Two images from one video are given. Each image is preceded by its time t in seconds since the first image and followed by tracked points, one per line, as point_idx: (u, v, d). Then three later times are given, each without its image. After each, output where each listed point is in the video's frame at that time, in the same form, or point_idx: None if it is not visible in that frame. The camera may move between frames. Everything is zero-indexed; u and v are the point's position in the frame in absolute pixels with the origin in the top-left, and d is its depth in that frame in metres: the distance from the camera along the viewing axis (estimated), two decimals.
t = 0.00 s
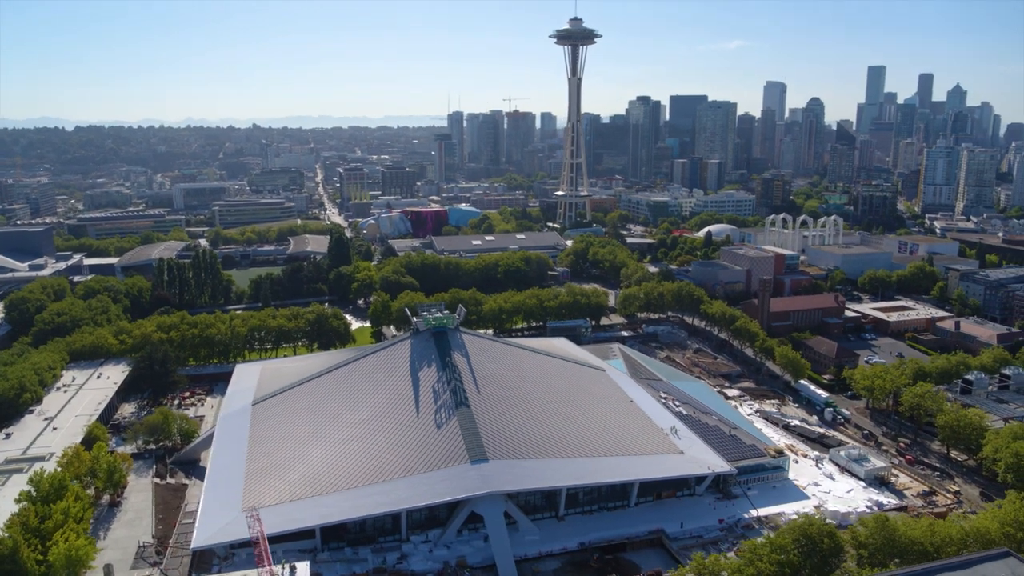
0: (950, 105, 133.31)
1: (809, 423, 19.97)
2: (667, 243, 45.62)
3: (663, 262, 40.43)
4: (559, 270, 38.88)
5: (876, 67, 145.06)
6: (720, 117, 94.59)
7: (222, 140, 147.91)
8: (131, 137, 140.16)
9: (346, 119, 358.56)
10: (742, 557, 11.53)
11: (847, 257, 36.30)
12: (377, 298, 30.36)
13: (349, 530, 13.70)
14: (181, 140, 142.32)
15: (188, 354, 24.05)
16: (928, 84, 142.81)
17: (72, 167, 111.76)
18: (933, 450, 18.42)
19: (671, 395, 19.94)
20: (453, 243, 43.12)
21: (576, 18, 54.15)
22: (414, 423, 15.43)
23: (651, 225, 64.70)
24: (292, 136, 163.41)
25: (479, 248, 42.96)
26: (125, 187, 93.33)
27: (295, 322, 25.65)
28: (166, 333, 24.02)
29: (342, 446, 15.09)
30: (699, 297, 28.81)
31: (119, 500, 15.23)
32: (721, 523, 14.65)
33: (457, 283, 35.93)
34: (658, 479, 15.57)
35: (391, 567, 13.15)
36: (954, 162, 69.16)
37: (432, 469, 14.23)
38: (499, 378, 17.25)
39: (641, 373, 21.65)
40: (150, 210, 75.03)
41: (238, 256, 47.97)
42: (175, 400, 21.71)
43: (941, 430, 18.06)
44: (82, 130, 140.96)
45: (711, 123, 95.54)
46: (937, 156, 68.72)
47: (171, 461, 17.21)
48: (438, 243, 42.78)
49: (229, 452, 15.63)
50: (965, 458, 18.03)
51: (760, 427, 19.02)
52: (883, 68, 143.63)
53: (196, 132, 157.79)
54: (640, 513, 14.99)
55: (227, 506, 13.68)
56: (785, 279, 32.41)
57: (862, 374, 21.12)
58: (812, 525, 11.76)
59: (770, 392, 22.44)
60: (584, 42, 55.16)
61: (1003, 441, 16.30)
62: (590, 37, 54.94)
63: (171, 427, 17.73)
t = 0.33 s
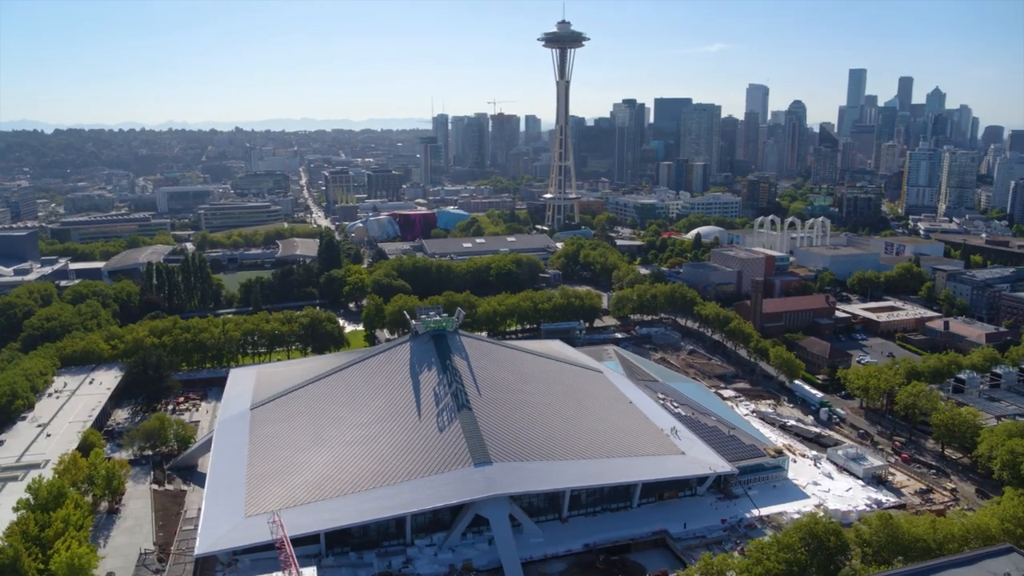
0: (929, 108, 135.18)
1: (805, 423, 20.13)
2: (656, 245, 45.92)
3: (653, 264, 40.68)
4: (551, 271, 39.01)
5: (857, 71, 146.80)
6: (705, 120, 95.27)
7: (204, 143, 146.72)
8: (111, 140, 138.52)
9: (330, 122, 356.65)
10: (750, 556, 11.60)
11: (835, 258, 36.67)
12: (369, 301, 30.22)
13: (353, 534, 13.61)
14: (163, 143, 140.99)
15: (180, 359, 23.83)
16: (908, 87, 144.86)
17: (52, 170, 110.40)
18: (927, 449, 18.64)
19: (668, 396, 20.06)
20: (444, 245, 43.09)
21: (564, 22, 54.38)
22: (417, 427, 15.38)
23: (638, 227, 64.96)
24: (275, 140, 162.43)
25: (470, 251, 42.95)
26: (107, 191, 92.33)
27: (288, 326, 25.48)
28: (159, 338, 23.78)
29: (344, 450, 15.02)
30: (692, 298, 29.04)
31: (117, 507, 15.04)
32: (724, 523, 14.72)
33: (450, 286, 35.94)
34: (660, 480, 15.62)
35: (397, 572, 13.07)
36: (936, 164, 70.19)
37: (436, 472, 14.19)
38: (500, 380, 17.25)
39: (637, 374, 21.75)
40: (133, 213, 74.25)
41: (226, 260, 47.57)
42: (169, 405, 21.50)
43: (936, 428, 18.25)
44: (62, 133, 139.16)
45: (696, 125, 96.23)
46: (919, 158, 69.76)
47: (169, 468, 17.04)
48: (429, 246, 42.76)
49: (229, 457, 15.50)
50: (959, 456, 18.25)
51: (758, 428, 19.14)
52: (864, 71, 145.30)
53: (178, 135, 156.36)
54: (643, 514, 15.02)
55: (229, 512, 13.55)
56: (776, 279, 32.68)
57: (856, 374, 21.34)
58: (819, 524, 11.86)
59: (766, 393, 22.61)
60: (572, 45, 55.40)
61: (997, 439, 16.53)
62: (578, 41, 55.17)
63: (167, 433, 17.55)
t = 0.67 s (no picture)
0: (910, 111, 136.90)
1: (800, 423, 20.29)
2: (646, 247, 46.17)
3: (643, 267, 40.90)
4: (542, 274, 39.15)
5: (839, 74, 148.66)
6: (690, 123, 95.91)
7: (187, 147, 145.47)
8: (92, 143, 137.00)
9: (313, 124, 354.76)
10: (757, 556, 11.68)
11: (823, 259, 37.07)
12: (362, 304, 30.12)
13: (356, 539, 13.53)
14: (144, 147, 139.64)
15: (173, 364, 23.61)
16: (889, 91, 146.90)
17: (32, 174, 109.01)
18: (923, 448, 18.83)
19: (665, 397, 20.15)
20: (435, 249, 43.08)
21: (553, 25, 54.61)
22: (419, 430, 15.34)
23: (626, 230, 65.21)
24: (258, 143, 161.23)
25: (461, 254, 42.93)
26: (89, 195, 91.34)
27: (282, 330, 25.33)
28: (151, 343, 23.58)
29: (345, 455, 14.94)
30: (686, 300, 29.19)
31: (116, 515, 14.86)
32: (727, 523, 14.81)
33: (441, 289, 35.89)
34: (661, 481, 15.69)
35: None
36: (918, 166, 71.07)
37: (440, 476, 14.15)
38: (500, 382, 17.26)
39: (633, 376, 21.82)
40: (116, 217, 73.47)
41: (213, 264, 47.18)
42: (163, 411, 21.30)
43: (930, 427, 18.48)
44: (41, 137, 137.38)
45: (680, 128, 96.95)
46: (902, 161, 70.77)
47: (167, 474, 16.86)
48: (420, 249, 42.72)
49: (229, 463, 15.38)
50: (954, 454, 18.48)
51: (755, 428, 19.28)
52: (845, 75, 147.12)
53: (160, 138, 154.97)
54: (645, 515, 15.07)
55: (232, 519, 13.44)
56: (767, 280, 32.97)
57: (849, 374, 21.55)
58: (824, 523, 12.01)
59: (761, 394, 22.77)
60: (561, 48, 55.65)
61: (993, 437, 16.74)
62: (566, 44, 55.45)
63: (163, 439, 17.36)
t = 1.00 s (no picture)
0: (890, 114, 138.68)
1: (796, 423, 20.45)
2: (635, 249, 46.40)
3: (633, 269, 41.11)
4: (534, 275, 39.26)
5: (820, 77, 150.36)
6: (675, 126, 96.58)
7: (168, 150, 144.10)
8: (71, 147, 135.35)
9: (295, 128, 352.69)
10: (764, 554, 11.76)
11: (812, 261, 37.43)
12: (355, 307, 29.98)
13: (361, 542, 13.45)
14: (125, 150, 138.05)
15: (166, 369, 23.36)
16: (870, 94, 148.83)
17: (11, 178, 107.40)
18: (917, 446, 19.04)
19: (663, 398, 20.24)
20: (425, 251, 43.04)
21: (540, 27, 54.72)
22: (420, 433, 15.28)
23: (613, 232, 65.43)
24: (241, 146, 160.10)
25: (451, 256, 42.90)
26: (70, 198, 90.17)
27: (275, 333, 25.15)
28: (143, 348, 23.33)
29: (346, 458, 14.87)
30: (679, 302, 29.30)
31: (114, 521, 14.66)
32: (728, 523, 14.88)
33: (433, 292, 35.84)
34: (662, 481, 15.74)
35: None
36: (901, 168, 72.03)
37: (444, 478, 14.10)
38: (500, 385, 17.23)
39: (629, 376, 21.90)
40: (98, 221, 72.56)
41: (200, 268, 46.77)
42: (157, 416, 21.05)
43: (924, 425, 18.69)
44: (19, 139, 135.39)
45: (665, 131, 97.53)
46: (885, 163, 71.72)
47: (164, 480, 16.68)
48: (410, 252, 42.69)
49: (228, 467, 15.25)
50: (947, 452, 18.70)
51: (751, 427, 19.41)
52: (827, 78, 148.80)
53: (141, 142, 153.32)
54: (647, 516, 15.10)
55: (235, 524, 13.33)
56: (757, 281, 33.25)
57: (843, 374, 21.74)
58: (829, 521, 12.15)
59: (755, 394, 22.92)
60: (548, 51, 55.79)
61: (986, 435, 16.95)
62: (553, 47, 55.59)
63: (159, 444, 17.15)
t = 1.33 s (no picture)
0: (871, 117, 140.51)
1: (791, 422, 20.59)
2: (624, 251, 46.59)
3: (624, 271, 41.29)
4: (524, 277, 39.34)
5: (801, 80, 152.05)
6: (659, 128, 97.54)
7: (150, 153, 142.68)
8: (51, 150, 133.69)
9: (278, 131, 350.98)
10: (770, 552, 11.84)
11: (800, 263, 37.80)
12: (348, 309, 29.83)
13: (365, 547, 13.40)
14: (106, 153, 136.46)
15: (158, 374, 23.13)
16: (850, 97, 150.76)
17: None
18: (912, 444, 19.24)
19: (659, 398, 20.33)
20: (415, 254, 42.95)
21: (528, 30, 54.86)
22: (423, 435, 15.23)
23: (601, 234, 65.66)
24: (223, 149, 158.77)
25: (441, 258, 42.86)
26: (49, 202, 88.94)
27: (268, 337, 24.96)
28: (134, 352, 23.12)
29: (348, 461, 14.80)
30: (672, 304, 29.46)
31: (112, 528, 14.50)
32: (731, 522, 14.97)
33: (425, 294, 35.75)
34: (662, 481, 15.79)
35: None
36: (884, 170, 73.02)
37: (448, 481, 14.05)
38: (501, 386, 17.22)
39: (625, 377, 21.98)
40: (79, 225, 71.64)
41: (186, 272, 46.34)
42: (151, 421, 20.82)
43: (918, 423, 18.90)
44: None
45: (650, 133, 98.17)
46: (869, 165, 72.72)
47: (160, 485, 16.50)
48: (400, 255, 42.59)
49: (228, 471, 15.13)
50: (941, 450, 18.92)
51: (749, 427, 19.52)
52: (808, 81, 150.44)
53: (121, 144, 151.66)
54: (649, 516, 15.15)
55: (238, 528, 13.24)
56: (748, 282, 33.49)
57: (838, 375, 21.94)
58: (833, 518, 12.33)
59: (750, 394, 23.08)
60: (536, 54, 55.95)
61: (981, 432, 17.16)
62: (541, 49, 55.72)
63: (155, 449, 16.96)
